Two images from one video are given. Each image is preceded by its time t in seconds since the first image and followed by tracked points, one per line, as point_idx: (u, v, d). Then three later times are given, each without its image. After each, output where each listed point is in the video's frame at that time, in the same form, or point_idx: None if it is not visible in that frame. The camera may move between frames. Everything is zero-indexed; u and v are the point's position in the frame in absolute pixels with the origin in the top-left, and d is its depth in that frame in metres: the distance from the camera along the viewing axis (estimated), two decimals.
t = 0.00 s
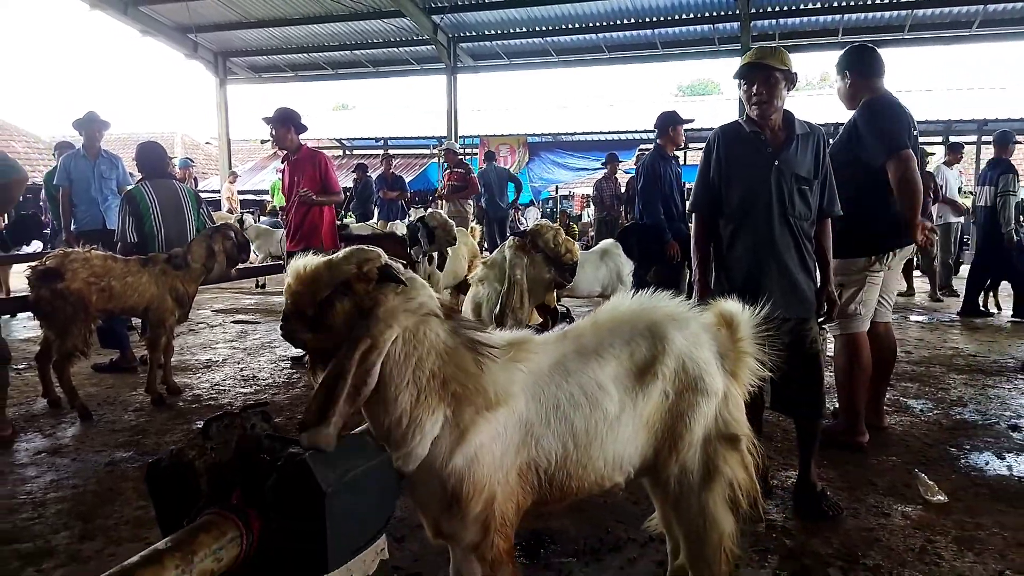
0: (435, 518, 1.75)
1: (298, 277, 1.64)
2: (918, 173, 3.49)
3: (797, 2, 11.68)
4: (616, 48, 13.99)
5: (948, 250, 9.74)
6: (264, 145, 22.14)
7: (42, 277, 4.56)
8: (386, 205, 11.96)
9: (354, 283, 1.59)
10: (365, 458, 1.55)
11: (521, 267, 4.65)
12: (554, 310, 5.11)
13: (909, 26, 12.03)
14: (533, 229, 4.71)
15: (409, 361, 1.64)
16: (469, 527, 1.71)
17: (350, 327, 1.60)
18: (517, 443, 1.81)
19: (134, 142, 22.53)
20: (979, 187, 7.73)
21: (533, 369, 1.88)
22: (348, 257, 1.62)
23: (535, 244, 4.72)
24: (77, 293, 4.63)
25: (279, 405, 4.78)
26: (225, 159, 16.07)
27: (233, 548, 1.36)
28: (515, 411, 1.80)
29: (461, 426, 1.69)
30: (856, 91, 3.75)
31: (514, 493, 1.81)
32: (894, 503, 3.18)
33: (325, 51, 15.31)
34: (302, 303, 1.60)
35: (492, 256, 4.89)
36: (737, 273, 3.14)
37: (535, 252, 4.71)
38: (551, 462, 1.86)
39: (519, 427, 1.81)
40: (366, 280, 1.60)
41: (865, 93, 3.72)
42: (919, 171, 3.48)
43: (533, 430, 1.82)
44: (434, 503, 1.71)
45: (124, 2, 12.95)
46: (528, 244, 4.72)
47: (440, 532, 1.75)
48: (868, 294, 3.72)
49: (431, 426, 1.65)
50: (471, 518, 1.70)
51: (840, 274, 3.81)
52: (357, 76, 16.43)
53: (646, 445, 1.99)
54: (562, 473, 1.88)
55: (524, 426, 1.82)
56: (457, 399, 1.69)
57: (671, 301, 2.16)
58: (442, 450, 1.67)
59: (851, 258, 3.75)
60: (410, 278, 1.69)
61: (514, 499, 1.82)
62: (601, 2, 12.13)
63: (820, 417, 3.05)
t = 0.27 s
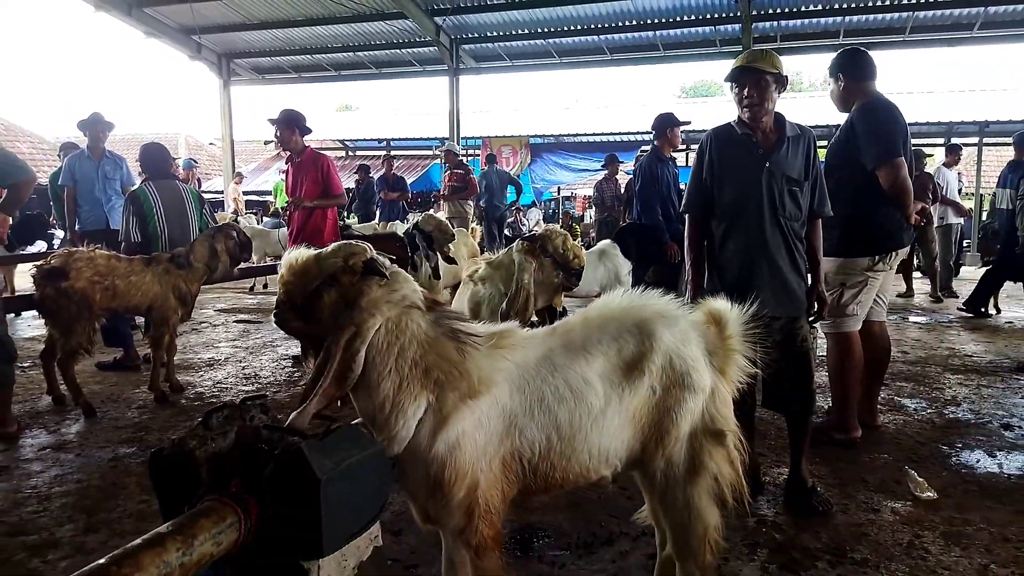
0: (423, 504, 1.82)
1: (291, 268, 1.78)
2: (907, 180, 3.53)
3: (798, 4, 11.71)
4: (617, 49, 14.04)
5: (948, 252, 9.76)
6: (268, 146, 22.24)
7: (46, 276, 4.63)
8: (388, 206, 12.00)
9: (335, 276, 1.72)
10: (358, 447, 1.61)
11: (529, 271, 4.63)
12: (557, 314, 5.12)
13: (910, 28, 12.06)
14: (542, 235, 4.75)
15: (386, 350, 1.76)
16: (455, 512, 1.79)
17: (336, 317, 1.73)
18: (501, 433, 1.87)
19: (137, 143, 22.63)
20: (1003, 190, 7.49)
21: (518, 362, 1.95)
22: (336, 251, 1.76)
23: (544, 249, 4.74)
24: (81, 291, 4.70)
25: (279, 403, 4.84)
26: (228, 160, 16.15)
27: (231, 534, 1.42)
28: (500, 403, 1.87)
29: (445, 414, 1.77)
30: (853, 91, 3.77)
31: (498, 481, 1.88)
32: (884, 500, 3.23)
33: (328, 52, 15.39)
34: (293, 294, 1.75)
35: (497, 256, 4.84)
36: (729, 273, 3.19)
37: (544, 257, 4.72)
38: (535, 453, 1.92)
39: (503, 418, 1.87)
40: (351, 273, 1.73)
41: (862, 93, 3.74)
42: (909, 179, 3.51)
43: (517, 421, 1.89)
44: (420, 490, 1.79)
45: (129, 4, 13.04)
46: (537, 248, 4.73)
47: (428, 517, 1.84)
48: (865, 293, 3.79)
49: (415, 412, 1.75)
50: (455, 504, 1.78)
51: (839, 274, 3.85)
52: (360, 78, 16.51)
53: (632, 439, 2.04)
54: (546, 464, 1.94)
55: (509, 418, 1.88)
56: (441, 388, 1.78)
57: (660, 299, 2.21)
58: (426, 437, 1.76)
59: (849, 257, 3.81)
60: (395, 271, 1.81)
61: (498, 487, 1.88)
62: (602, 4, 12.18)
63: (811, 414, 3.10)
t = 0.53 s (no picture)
0: (420, 492, 1.87)
1: (291, 264, 1.83)
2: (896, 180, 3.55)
3: (800, 3, 11.72)
4: (619, 48, 14.07)
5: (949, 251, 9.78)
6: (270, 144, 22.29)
7: (52, 272, 4.69)
8: (390, 204, 12.03)
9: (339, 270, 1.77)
10: (358, 436, 1.66)
11: (531, 269, 4.69)
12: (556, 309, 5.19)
13: (911, 27, 12.06)
14: (545, 233, 4.82)
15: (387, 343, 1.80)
16: (451, 500, 1.84)
17: (338, 311, 1.78)
18: (495, 423, 1.92)
19: (140, 141, 22.69)
20: None
21: (513, 354, 2.00)
22: (336, 247, 1.81)
23: (546, 247, 4.82)
24: (86, 287, 4.76)
25: (281, 398, 4.89)
26: (231, 158, 16.20)
27: (235, 519, 1.46)
28: (494, 394, 1.92)
29: (442, 405, 1.82)
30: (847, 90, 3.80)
31: (493, 470, 1.93)
32: (878, 494, 3.27)
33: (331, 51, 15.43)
34: (295, 289, 1.80)
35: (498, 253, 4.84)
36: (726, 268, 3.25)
37: (547, 253, 4.80)
38: (529, 444, 1.97)
39: (498, 409, 1.92)
40: (350, 267, 1.77)
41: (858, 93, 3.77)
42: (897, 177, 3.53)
43: (512, 412, 1.94)
44: (418, 478, 1.85)
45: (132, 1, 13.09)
46: (540, 245, 4.79)
47: (426, 505, 1.89)
48: (861, 291, 3.83)
49: (414, 402, 1.80)
50: (451, 491, 1.83)
51: (836, 272, 3.89)
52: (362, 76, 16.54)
53: (625, 431, 2.08)
54: (540, 454, 1.99)
55: (503, 408, 1.93)
56: (437, 379, 1.83)
57: (655, 295, 2.26)
58: (423, 426, 1.81)
59: (844, 255, 3.86)
60: (393, 266, 1.86)
61: (493, 476, 1.93)
62: (604, 3, 12.20)
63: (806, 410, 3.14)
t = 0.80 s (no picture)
0: (431, 478, 1.91)
1: (308, 253, 1.89)
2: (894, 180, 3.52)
3: (814, 2, 11.67)
4: (632, 48, 14.06)
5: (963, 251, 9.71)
6: (284, 143, 22.46)
7: (71, 266, 4.77)
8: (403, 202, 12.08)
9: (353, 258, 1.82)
10: (371, 422, 1.69)
11: (544, 265, 4.68)
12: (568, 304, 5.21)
13: (927, 27, 11.99)
14: (558, 228, 4.79)
15: (399, 330, 1.83)
16: (462, 487, 1.88)
17: (352, 299, 1.82)
18: (506, 411, 1.95)
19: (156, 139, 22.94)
20: None
21: (525, 344, 2.02)
22: (352, 236, 1.86)
23: (558, 243, 4.79)
24: (104, 281, 4.83)
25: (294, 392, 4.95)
26: (245, 157, 16.35)
27: (252, 500, 1.50)
28: (505, 383, 1.95)
29: (455, 392, 1.85)
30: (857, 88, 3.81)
31: (504, 458, 1.96)
32: (888, 490, 3.27)
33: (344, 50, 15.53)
34: (312, 277, 1.85)
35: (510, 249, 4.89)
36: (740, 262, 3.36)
37: (560, 250, 4.75)
38: (539, 432, 2.00)
39: (508, 398, 1.95)
40: (364, 256, 1.81)
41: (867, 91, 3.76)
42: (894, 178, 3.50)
43: (523, 401, 1.97)
44: (431, 465, 1.88)
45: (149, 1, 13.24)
46: (553, 242, 4.76)
47: (438, 492, 1.93)
48: (868, 288, 3.78)
49: (426, 388, 1.83)
50: (463, 479, 1.87)
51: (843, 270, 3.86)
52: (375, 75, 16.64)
53: (635, 421, 2.10)
54: (551, 442, 2.02)
55: (514, 397, 1.96)
56: (449, 366, 1.85)
57: (663, 287, 2.28)
58: (435, 412, 1.84)
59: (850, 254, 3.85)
60: (407, 256, 1.89)
61: (503, 464, 1.96)
62: (618, 2, 12.20)
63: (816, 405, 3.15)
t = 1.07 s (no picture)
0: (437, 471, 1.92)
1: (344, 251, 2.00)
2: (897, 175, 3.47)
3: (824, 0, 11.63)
4: (640, 46, 14.04)
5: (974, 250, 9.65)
6: (293, 142, 22.56)
7: (82, 262, 4.81)
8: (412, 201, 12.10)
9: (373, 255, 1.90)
10: (379, 413, 1.70)
11: (550, 259, 4.73)
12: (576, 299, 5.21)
13: (938, 24, 11.91)
14: (562, 224, 4.85)
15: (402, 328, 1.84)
16: (467, 481, 1.89)
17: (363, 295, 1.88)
18: (514, 407, 1.95)
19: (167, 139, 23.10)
20: None
21: (532, 339, 2.02)
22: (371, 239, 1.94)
23: (563, 238, 4.87)
24: (115, 278, 4.88)
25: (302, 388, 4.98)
26: (255, 156, 16.45)
27: (262, 489, 1.51)
28: (514, 379, 1.95)
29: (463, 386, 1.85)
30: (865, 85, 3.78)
31: (510, 452, 1.97)
32: (896, 486, 3.26)
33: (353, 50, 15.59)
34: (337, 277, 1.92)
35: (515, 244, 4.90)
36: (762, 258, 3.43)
37: (566, 244, 4.83)
38: (548, 427, 2.00)
39: (517, 394, 1.95)
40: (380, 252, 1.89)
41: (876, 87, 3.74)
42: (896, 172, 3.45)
43: (529, 396, 1.97)
44: (436, 460, 1.89)
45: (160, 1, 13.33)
46: (558, 237, 4.82)
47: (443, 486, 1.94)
48: (875, 285, 3.78)
49: (423, 381, 1.84)
50: (468, 473, 1.88)
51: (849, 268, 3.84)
52: (384, 75, 16.69)
53: (643, 414, 2.11)
54: (558, 437, 2.02)
55: (523, 392, 1.96)
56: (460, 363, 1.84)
57: (668, 281, 2.28)
58: (435, 405, 1.84)
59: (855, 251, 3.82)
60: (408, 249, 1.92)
61: (509, 458, 1.97)
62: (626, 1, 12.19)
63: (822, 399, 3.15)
